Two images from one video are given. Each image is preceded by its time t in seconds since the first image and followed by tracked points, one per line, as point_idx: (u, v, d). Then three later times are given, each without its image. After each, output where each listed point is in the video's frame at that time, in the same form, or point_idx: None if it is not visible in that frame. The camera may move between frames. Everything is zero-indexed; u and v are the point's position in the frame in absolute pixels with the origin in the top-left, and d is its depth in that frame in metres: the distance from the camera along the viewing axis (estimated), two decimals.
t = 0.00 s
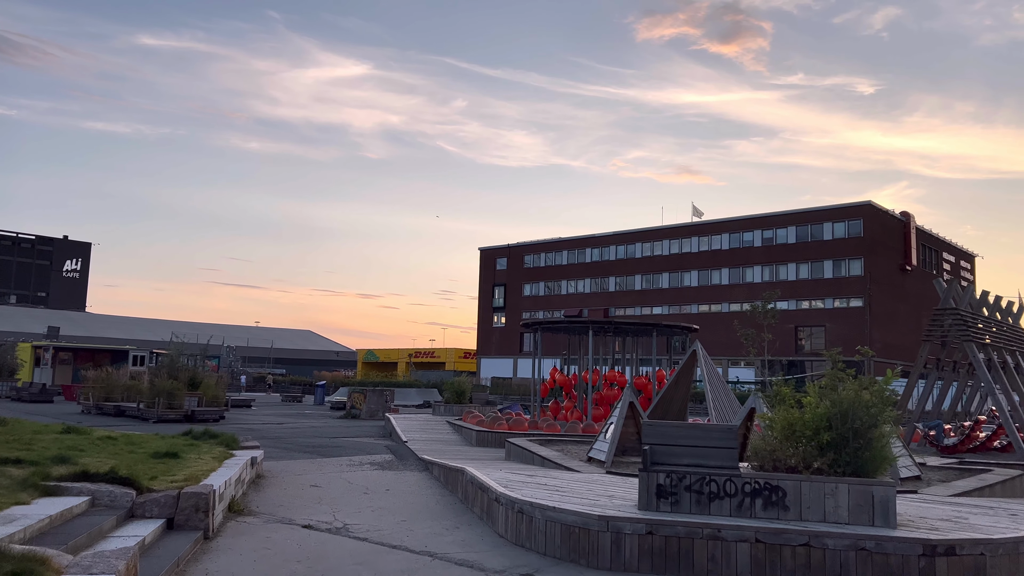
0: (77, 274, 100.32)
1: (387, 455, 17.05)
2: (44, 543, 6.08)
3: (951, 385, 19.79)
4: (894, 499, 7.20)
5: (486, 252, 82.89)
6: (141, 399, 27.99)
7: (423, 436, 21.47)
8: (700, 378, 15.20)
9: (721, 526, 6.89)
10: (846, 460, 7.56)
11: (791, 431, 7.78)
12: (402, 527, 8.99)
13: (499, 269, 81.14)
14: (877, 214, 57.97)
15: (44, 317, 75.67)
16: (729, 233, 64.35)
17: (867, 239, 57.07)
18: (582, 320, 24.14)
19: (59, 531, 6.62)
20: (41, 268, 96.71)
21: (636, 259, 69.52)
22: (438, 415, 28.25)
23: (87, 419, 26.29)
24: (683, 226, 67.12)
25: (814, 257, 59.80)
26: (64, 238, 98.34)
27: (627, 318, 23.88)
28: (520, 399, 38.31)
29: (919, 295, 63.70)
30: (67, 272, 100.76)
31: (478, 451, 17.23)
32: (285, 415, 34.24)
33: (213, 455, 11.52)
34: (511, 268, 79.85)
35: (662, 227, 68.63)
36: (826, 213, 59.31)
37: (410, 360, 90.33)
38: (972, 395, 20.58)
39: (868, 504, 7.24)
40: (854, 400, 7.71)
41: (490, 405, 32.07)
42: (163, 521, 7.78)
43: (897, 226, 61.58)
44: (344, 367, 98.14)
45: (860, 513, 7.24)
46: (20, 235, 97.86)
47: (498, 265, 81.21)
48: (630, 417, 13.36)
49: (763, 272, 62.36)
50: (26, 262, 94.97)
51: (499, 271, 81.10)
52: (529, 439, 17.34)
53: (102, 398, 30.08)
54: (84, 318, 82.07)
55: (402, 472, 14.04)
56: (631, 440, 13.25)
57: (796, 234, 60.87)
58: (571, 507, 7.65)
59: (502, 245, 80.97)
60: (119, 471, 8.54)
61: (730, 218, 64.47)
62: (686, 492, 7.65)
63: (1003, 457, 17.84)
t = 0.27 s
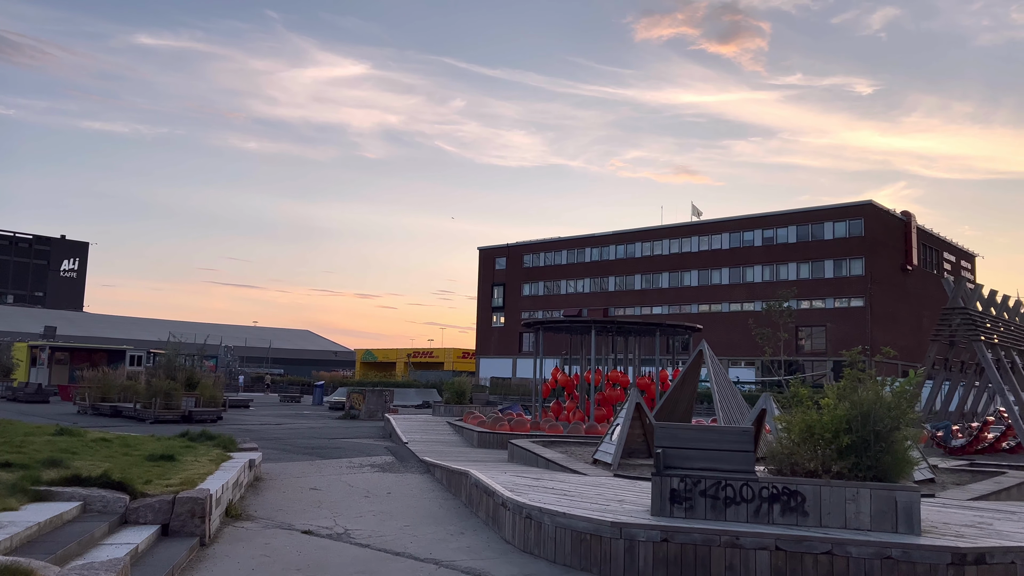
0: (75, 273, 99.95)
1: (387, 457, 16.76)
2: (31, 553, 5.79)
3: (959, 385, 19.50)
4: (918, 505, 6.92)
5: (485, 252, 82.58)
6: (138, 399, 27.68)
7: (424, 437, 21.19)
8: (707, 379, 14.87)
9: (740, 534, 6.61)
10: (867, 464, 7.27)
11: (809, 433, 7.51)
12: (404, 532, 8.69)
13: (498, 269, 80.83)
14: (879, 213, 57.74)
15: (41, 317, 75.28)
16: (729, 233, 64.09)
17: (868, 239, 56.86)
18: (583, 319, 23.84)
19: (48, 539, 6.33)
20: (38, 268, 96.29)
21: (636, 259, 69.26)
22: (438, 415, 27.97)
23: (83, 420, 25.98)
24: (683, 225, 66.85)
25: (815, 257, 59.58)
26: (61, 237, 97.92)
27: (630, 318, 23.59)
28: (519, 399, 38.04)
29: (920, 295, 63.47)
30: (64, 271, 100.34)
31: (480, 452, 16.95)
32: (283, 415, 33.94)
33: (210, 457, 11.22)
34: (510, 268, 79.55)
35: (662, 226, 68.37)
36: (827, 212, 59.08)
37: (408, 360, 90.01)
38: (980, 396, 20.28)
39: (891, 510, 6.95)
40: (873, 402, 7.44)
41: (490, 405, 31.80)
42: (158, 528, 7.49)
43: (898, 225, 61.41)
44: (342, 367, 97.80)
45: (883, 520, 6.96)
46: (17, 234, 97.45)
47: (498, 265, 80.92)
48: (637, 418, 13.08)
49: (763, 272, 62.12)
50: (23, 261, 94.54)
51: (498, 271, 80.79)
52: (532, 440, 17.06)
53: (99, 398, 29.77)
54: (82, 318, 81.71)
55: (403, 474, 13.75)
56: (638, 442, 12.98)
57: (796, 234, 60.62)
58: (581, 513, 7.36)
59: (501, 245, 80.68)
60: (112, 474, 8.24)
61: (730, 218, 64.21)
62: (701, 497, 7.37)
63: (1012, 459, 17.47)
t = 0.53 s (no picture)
0: (73, 273, 99.61)
1: (390, 456, 16.48)
2: (23, 559, 5.51)
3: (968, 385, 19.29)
4: (947, 506, 6.66)
5: (485, 251, 82.29)
6: (136, 399, 27.41)
7: (426, 436, 20.92)
8: (716, 378, 14.61)
9: (763, 537, 6.36)
10: (892, 464, 7.01)
11: (832, 432, 7.26)
12: (411, 535, 8.41)
13: (497, 268, 80.56)
14: (880, 213, 57.50)
15: (39, 316, 74.92)
16: (729, 232, 63.84)
17: (870, 238, 56.63)
18: (586, 318, 23.57)
19: (41, 542, 6.06)
20: (36, 267, 95.93)
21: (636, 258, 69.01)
22: (439, 415, 27.71)
23: (80, 419, 25.70)
24: (683, 224, 66.60)
25: (816, 256, 59.33)
26: (59, 237, 97.55)
27: (634, 317, 23.32)
28: (520, 398, 37.80)
29: (921, 295, 63.26)
30: (62, 271, 99.97)
31: (484, 452, 16.70)
32: (282, 415, 33.67)
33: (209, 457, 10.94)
34: (510, 268, 79.28)
35: (662, 225, 68.11)
36: (828, 211, 58.86)
37: (407, 359, 89.72)
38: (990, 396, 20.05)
39: (919, 512, 6.69)
40: (898, 400, 7.17)
41: (491, 404, 31.54)
42: (156, 530, 7.22)
43: (899, 224, 61.23)
44: (341, 366, 97.50)
45: (910, 522, 6.71)
46: (15, 234, 97.11)
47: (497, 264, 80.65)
48: (645, 417, 12.82)
49: (764, 271, 61.88)
50: (21, 261, 94.15)
51: (498, 271, 80.52)
52: (537, 439, 16.80)
53: (96, 397, 29.48)
54: (80, 317, 81.36)
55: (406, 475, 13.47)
56: (646, 442, 12.72)
57: (798, 233, 60.35)
58: (596, 514, 7.10)
59: (500, 244, 80.40)
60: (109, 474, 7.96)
61: (730, 217, 63.95)
62: (720, 498, 7.11)
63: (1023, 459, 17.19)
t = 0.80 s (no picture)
0: (71, 273, 99.16)
1: (391, 459, 16.21)
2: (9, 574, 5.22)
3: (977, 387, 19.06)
4: (977, 517, 6.39)
5: (485, 251, 81.96)
6: (133, 400, 27.08)
7: (427, 438, 20.63)
8: (724, 380, 14.33)
9: (786, 549, 6.10)
10: (919, 472, 6.73)
11: (855, 439, 6.98)
12: (415, 544, 8.13)
13: (497, 268, 80.24)
14: (882, 213, 57.23)
15: (37, 316, 74.52)
16: (730, 232, 63.57)
17: (871, 238, 56.38)
18: (589, 318, 23.28)
19: (29, 556, 5.77)
20: (34, 267, 95.50)
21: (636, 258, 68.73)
22: (440, 416, 27.41)
23: (77, 421, 25.38)
24: (684, 224, 66.33)
25: (817, 256, 59.08)
26: (58, 237, 97.13)
27: (638, 317, 23.01)
28: (521, 399, 37.49)
29: (923, 295, 63.04)
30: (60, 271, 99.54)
31: (486, 455, 16.42)
32: (281, 416, 33.36)
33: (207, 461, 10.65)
34: (509, 268, 78.97)
35: (663, 225, 67.84)
36: (830, 211, 58.62)
37: (406, 360, 89.39)
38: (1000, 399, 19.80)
39: (946, 522, 6.43)
40: (924, 405, 6.88)
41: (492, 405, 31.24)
42: (152, 540, 6.93)
43: (901, 224, 60.99)
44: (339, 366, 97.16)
45: (938, 533, 6.44)
46: (13, 233, 96.69)
47: (497, 264, 80.33)
48: (653, 421, 12.53)
49: (765, 271, 61.62)
50: (18, 261, 93.73)
51: (497, 271, 80.21)
52: (541, 442, 16.51)
53: (93, 398, 29.14)
54: (77, 317, 80.97)
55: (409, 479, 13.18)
56: (654, 445, 12.42)
57: (799, 233, 60.07)
58: (609, 524, 6.82)
59: (500, 244, 80.09)
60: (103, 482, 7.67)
61: (731, 217, 63.67)
62: (739, 507, 6.83)
63: None
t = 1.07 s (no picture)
0: (69, 272, 98.75)
1: (392, 458, 15.95)
2: None
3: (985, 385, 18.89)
4: (1006, 518, 6.13)
5: (484, 250, 81.65)
6: (130, 399, 26.80)
7: (428, 437, 20.38)
8: (731, 377, 14.07)
9: (809, 551, 5.84)
10: (945, 471, 6.46)
11: (877, 435, 6.72)
12: (419, 545, 7.87)
13: (497, 267, 79.97)
14: (883, 211, 56.99)
15: (34, 315, 74.17)
16: (730, 231, 63.34)
17: (872, 237, 56.15)
18: (592, 316, 23.02)
19: (15, 557, 5.50)
20: (32, 267, 95.13)
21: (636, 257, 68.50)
22: (440, 415, 27.16)
23: (73, 420, 25.09)
24: (684, 223, 66.10)
25: (818, 255, 58.82)
26: (56, 236, 96.79)
27: (640, 315, 22.74)
28: (521, 398, 37.24)
29: (923, 294, 62.83)
30: (58, 270, 99.16)
31: (489, 455, 16.18)
32: (279, 415, 33.06)
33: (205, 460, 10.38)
34: (509, 267, 78.69)
35: (663, 224, 67.60)
36: (830, 210, 58.41)
37: (405, 360, 89.10)
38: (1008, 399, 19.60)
39: (975, 523, 6.17)
40: (950, 401, 6.61)
41: (492, 405, 31.00)
42: (146, 542, 6.65)
43: (902, 223, 60.74)
44: (338, 366, 96.89)
45: (966, 534, 6.18)
46: (11, 232, 96.27)
47: (496, 263, 80.06)
48: (661, 419, 12.27)
49: (765, 270, 61.42)
50: (16, 260, 93.33)
51: (497, 270, 79.93)
52: (544, 441, 16.27)
53: (89, 397, 28.84)
54: (75, 316, 80.57)
55: (411, 479, 12.92)
56: (661, 444, 12.17)
57: (799, 232, 59.82)
58: (623, 525, 6.55)
59: (500, 243, 79.80)
60: (95, 481, 7.39)
61: (731, 215, 63.44)
62: (757, 507, 6.56)
63: None
